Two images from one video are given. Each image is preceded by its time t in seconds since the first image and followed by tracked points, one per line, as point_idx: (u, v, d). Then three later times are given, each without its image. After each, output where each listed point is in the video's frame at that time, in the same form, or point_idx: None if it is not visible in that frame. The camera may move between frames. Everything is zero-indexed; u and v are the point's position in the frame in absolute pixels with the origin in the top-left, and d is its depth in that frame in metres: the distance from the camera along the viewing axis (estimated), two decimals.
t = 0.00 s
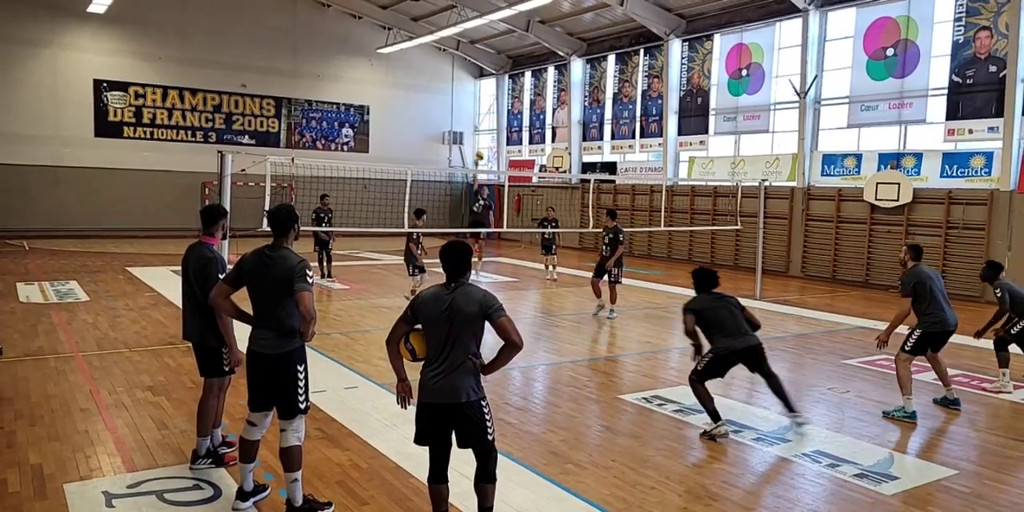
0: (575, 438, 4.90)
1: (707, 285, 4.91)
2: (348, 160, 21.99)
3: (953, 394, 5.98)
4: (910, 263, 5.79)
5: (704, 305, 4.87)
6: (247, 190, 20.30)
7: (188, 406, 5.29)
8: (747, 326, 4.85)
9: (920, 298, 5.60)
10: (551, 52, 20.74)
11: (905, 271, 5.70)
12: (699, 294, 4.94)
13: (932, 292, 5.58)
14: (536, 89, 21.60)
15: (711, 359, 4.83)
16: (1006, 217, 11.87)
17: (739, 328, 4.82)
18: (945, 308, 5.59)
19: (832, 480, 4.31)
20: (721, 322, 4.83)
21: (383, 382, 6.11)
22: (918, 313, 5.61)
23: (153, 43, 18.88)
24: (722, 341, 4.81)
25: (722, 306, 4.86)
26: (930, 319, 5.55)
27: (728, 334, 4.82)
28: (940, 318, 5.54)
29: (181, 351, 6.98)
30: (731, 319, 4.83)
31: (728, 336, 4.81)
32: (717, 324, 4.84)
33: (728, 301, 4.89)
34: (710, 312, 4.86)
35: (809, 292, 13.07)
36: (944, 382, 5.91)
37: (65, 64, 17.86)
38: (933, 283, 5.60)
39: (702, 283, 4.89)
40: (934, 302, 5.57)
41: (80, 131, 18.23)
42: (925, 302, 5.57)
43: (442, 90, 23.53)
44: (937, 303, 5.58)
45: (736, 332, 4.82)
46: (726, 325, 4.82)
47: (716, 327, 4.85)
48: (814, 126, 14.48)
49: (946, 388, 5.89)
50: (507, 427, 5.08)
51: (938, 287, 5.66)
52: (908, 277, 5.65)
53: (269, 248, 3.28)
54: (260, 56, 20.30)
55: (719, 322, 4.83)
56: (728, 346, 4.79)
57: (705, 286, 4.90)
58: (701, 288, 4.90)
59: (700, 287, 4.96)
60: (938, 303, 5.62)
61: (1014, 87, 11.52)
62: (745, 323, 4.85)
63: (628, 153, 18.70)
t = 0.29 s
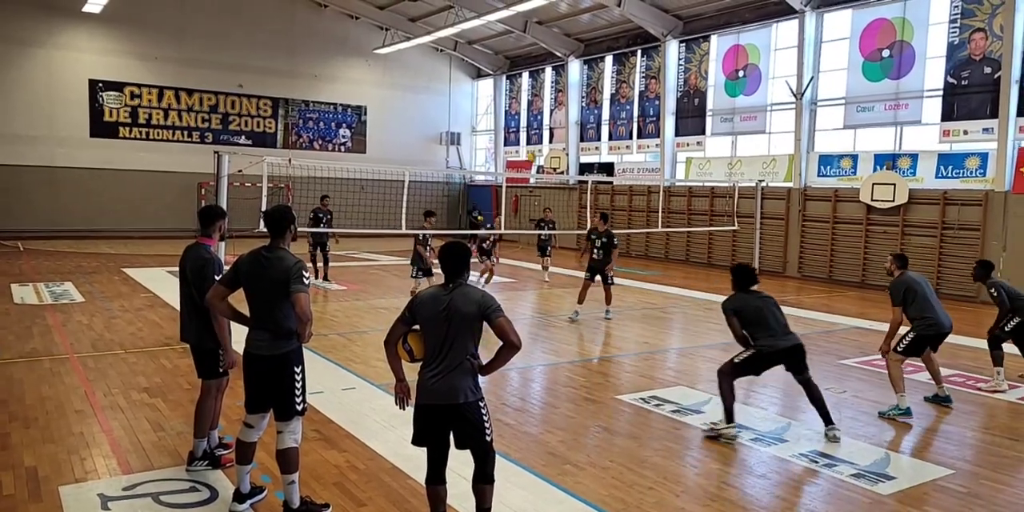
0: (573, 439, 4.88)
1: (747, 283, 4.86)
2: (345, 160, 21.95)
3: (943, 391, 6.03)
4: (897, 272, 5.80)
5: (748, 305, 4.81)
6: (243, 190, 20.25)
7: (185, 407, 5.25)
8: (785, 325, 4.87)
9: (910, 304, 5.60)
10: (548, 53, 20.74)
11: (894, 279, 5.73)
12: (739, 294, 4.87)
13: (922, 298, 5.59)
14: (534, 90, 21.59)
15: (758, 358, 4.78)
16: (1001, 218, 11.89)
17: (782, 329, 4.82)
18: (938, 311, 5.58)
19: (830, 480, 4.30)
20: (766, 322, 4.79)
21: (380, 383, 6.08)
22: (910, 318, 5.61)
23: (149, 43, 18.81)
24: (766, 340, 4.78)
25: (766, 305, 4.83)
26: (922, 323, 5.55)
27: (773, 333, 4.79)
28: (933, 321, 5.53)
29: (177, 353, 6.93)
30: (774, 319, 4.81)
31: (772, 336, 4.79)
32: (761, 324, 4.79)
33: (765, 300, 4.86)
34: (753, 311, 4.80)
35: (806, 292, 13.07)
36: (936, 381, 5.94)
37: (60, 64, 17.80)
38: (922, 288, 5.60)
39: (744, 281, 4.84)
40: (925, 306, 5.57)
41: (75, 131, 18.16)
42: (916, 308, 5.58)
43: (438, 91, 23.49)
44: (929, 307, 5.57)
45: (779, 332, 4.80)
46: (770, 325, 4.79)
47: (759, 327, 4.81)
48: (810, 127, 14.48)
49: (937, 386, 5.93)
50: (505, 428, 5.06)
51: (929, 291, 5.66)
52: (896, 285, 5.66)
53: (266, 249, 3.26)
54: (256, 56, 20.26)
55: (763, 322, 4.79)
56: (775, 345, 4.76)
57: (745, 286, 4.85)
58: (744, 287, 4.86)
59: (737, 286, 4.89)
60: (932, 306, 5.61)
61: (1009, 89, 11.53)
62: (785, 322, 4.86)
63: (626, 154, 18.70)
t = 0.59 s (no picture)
0: (565, 439, 4.88)
1: (771, 310, 4.99)
2: (337, 161, 21.90)
3: (932, 390, 6.06)
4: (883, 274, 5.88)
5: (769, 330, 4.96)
6: (234, 191, 20.18)
7: (175, 409, 5.23)
8: (809, 352, 4.98)
9: (899, 301, 5.65)
10: (540, 54, 20.77)
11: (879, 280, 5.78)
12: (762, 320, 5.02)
13: (910, 295, 5.64)
14: (526, 91, 21.61)
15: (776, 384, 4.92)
16: (989, 218, 11.97)
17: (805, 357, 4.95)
18: (927, 307, 5.62)
19: (820, 479, 4.31)
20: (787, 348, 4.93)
21: (372, 385, 6.07)
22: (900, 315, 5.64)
23: (139, 43, 18.71)
24: (787, 366, 4.91)
25: (787, 332, 4.96)
26: (913, 317, 5.57)
27: (792, 360, 4.92)
28: (924, 316, 5.56)
29: (168, 354, 6.90)
30: (796, 346, 4.93)
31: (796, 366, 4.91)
32: (783, 350, 4.93)
33: (789, 326, 5.01)
34: (775, 336, 4.95)
35: (797, 292, 13.13)
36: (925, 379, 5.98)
37: (49, 64, 17.70)
38: (909, 286, 5.66)
39: (768, 309, 4.98)
40: (914, 303, 5.62)
41: (64, 131, 18.06)
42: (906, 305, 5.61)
43: (430, 92, 23.47)
44: (918, 303, 5.62)
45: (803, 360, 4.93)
46: (791, 351, 4.91)
47: (780, 352, 4.94)
48: (801, 128, 14.54)
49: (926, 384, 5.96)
50: (497, 428, 5.06)
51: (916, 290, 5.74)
52: (884, 285, 5.71)
53: (257, 249, 3.25)
54: (248, 57, 20.19)
55: (784, 347, 4.93)
56: (793, 373, 4.88)
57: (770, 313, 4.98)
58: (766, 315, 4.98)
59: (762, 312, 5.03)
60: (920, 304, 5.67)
61: (997, 90, 11.62)
62: (806, 349, 4.98)
63: (618, 155, 18.73)
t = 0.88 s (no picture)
0: (558, 440, 4.87)
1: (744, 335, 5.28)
2: (329, 162, 21.84)
3: (923, 389, 6.09)
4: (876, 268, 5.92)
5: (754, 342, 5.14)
6: (225, 192, 20.10)
7: (166, 411, 5.20)
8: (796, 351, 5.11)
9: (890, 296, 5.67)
10: (533, 54, 20.81)
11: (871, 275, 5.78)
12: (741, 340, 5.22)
13: (903, 290, 5.67)
14: (518, 92, 21.63)
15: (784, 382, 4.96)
16: (979, 219, 12.06)
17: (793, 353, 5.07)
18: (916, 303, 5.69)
19: (812, 479, 4.33)
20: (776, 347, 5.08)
21: (365, 386, 6.05)
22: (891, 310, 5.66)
23: (129, 43, 18.60)
24: (781, 363, 5.01)
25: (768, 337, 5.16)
26: (904, 313, 5.60)
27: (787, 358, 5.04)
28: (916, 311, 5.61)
29: (158, 356, 6.85)
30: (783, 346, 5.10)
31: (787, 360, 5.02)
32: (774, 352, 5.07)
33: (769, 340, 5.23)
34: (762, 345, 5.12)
35: (789, 293, 13.19)
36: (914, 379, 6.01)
37: (38, 64, 17.57)
38: (902, 281, 5.69)
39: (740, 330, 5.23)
40: (906, 297, 5.65)
41: (54, 131, 17.93)
42: (901, 300, 5.62)
43: (422, 93, 23.43)
44: (909, 298, 5.66)
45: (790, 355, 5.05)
46: (778, 351, 5.07)
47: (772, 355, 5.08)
48: (793, 129, 14.60)
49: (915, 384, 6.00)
50: (490, 429, 5.05)
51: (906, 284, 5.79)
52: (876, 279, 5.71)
53: (248, 250, 3.23)
54: (239, 57, 20.11)
55: (771, 351, 5.09)
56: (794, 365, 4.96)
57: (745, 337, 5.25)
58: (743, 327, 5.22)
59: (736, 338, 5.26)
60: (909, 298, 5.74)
61: (987, 92, 11.69)
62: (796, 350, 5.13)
63: (610, 156, 18.76)
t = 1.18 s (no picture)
0: (551, 441, 4.88)
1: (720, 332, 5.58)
2: (322, 163, 21.78)
3: (912, 390, 6.13)
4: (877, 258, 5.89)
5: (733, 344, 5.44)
6: (217, 193, 20.04)
7: (157, 413, 5.17)
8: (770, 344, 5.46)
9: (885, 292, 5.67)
10: (526, 55, 20.83)
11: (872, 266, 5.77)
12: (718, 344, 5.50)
13: (900, 287, 5.69)
14: (511, 92, 21.63)
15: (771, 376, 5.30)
16: (970, 219, 12.12)
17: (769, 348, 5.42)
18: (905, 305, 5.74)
19: (804, 479, 4.34)
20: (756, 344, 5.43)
21: (357, 387, 6.03)
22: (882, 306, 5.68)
23: (120, 43, 18.53)
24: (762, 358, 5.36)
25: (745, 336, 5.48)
26: (894, 311, 5.63)
27: (767, 352, 5.39)
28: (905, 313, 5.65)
29: (150, 358, 6.82)
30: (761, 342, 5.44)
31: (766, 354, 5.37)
32: (754, 349, 5.40)
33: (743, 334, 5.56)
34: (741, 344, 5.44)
35: (782, 293, 13.24)
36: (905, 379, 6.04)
37: (28, 64, 17.46)
38: (901, 278, 5.72)
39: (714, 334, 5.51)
40: (901, 296, 5.68)
41: (44, 132, 17.83)
42: (897, 297, 5.65)
43: (415, 93, 23.41)
44: (903, 298, 5.70)
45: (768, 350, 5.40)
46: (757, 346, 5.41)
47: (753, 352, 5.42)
48: (785, 130, 14.66)
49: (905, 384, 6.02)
50: (482, 430, 5.05)
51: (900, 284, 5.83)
52: (879, 270, 5.69)
53: (240, 251, 3.22)
54: (232, 57, 20.06)
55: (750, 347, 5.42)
56: (778, 359, 5.32)
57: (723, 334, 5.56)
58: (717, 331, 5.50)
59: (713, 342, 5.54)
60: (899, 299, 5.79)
61: (977, 93, 11.75)
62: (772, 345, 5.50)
63: (603, 157, 18.78)
